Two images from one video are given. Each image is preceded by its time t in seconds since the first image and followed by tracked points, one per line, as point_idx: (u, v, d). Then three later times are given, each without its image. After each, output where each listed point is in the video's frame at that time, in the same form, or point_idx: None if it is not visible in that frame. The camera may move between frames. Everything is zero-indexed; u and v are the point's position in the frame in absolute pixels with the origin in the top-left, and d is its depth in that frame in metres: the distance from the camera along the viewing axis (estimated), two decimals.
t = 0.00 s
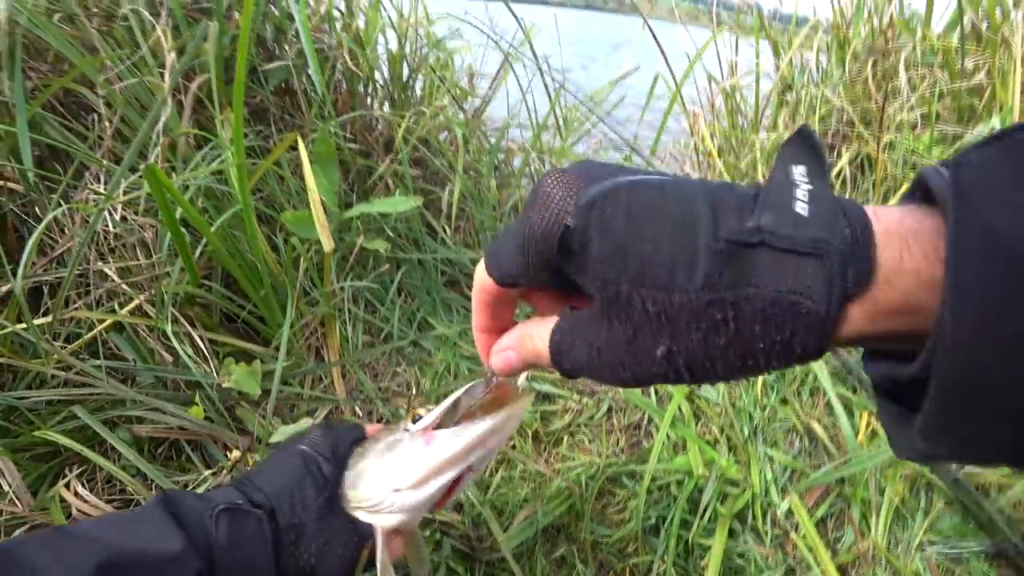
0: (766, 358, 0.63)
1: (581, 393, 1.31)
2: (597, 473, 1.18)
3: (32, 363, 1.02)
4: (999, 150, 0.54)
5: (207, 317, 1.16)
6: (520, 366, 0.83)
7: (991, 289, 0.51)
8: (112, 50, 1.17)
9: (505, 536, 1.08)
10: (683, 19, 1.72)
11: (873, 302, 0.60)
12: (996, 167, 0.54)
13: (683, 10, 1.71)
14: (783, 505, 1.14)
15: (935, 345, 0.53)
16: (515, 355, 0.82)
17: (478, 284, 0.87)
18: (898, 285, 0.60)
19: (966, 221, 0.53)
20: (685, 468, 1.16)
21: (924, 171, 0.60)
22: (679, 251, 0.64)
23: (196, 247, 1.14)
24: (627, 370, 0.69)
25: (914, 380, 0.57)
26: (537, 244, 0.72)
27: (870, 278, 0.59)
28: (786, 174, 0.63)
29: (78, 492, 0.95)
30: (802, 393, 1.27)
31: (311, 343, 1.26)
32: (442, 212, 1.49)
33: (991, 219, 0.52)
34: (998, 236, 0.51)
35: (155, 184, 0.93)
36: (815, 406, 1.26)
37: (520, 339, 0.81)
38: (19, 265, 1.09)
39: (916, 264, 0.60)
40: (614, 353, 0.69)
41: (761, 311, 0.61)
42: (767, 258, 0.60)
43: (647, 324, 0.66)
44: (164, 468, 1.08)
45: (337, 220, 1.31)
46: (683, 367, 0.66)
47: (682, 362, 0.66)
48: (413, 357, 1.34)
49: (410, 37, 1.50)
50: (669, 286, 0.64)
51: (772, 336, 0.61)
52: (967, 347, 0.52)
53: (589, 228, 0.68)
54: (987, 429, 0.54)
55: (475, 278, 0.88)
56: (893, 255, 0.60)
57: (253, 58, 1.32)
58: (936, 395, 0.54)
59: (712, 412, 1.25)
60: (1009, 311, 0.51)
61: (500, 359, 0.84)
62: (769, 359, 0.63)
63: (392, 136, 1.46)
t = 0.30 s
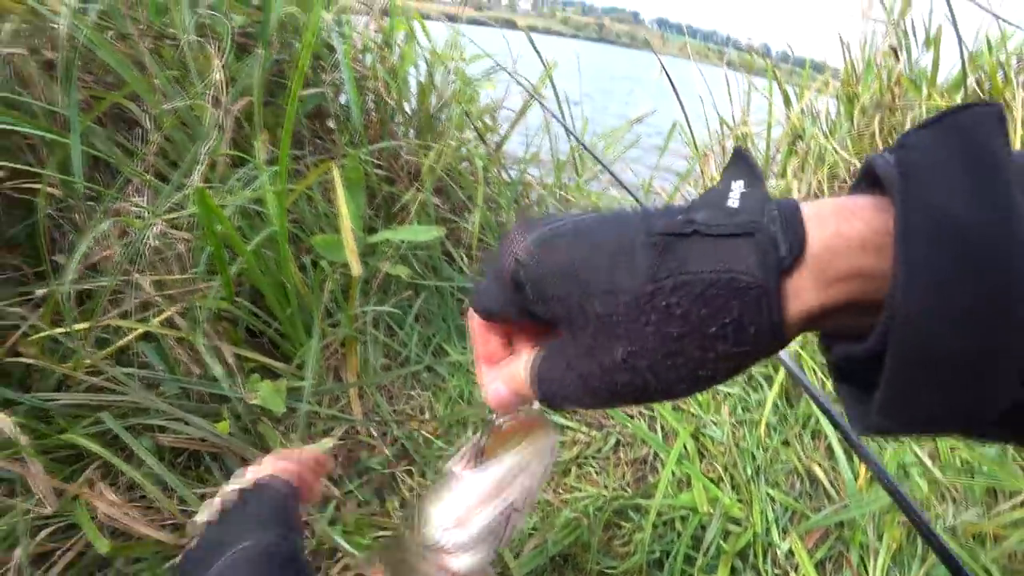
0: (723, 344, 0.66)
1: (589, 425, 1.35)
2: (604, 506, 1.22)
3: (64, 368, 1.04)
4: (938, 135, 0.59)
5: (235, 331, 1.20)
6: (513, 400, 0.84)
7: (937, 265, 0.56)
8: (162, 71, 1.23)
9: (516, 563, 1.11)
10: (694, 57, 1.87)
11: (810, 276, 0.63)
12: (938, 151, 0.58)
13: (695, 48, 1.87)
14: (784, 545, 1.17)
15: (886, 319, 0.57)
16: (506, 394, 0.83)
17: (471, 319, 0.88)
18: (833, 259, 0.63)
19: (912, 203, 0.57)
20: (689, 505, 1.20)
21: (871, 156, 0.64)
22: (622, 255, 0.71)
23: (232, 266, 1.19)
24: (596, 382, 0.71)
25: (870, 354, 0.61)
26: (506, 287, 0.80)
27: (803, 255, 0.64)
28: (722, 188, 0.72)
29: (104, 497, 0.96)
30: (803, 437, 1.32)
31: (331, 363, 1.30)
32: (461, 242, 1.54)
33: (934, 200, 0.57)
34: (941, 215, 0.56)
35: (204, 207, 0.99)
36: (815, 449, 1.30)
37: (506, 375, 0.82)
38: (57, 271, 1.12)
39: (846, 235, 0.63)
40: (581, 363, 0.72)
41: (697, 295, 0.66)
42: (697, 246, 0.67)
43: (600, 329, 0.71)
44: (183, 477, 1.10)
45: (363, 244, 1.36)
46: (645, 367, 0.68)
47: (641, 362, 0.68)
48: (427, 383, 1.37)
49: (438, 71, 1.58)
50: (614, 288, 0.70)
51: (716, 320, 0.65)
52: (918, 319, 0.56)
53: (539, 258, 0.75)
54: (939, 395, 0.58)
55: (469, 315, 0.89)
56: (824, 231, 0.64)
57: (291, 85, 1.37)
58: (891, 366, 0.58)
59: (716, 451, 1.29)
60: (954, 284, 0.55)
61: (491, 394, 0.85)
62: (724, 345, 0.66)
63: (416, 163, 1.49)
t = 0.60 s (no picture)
0: (715, 292, 0.67)
1: (610, 451, 1.37)
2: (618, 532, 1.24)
3: (125, 340, 1.10)
4: (920, 92, 0.57)
5: (282, 324, 1.26)
6: (522, 405, 0.88)
7: (925, 223, 0.54)
8: (242, 77, 1.29)
9: None
10: (741, 98, 1.89)
11: (790, 220, 0.65)
12: (920, 108, 0.56)
13: (743, 89, 1.89)
14: None
15: (877, 279, 0.55)
16: (516, 397, 0.87)
17: (480, 336, 0.96)
18: (814, 201, 0.65)
19: (899, 161, 0.55)
20: (704, 539, 1.21)
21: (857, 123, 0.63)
22: (613, 228, 0.76)
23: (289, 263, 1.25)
24: (595, 348, 0.73)
25: (860, 314, 0.60)
26: (509, 282, 0.85)
27: (782, 199, 0.66)
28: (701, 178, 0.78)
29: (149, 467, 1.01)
30: (824, 486, 1.32)
31: (366, 365, 1.35)
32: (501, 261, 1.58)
33: (920, 158, 0.54)
34: (925, 175, 0.54)
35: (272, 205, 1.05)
36: (835, 498, 1.31)
37: (513, 378, 0.87)
38: (126, 250, 1.19)
39: (827, 178, 0.66)
40: (580, 333, 0.74)
41: (685, 247, 0.68)
42: (682, 207, 0.71)
43: (597, 296, 0.74)
44: (219, 457, 1.16)
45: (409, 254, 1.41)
46: (639, 325, 0.70)
47: (637, 321, 0.70)
48: (456, 393, 1.40)
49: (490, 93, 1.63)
50: (605, 255, 0.74)
51: (706, 267, 0.66)
52: (907, 277, 0.54)
53: (536, 245, 0.81)
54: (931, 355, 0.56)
55: (478, 334, 0.97)
56: (801, 180, 0.67)
57: (357, 96, 1.44)
58: (879, 325, 0.57)
59: (735, 489, 1.29)
60: (945, 242, 0.53)
61: (501, 403, 0.89)
62: (717, 293, 0.67)
63: (464, 182, 1.55)
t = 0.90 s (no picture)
0: (709, 308, 0.70)
1: (619, 474, 1.36)
2: (625, 556, 1.22)
3: (145, 336, 1.12)
4: (905, 137, 0.63)
5: (298, 329, 1.27)
6: (516, 429, 0.87)
7: (900, 256, 0.59)
8: (276, 85, 1.32)
9: None
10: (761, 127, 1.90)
11: (777, 245, 0.69)
12: (903, 151, 0.62)
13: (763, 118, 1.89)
14: None
15: (855, 304, 0.60)
16: (510, 420, 0.87)
17: (479, 360, 0.96)
18: (801, 228, 0.69)
19: (878, 200, 0.61)
20: (711, 568, 1.19)
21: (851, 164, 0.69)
22: (612, 249, 0.80)
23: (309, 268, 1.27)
24: (590, 363, 0.76)
25: (840, 342, 0.64)
26: (510, 301, 0.87)
27: (772, 227, 0.71)
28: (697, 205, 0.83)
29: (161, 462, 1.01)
30: (835, 521, 1.30)
31: (379, 375, 1.36)
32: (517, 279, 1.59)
33: (899, 197, 0.60)
34: (903, 212, 0.59)
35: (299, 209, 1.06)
36: (847, 534, 1.29)
37: (508, 400, 0.86)
38: (152, 248, 1.21)
39: (815, 207, 0.70)
40: (575, 349, 0.78)
41: (680, 265, 0.72)
42: (678, 229, 0.76)
43: (594, 311, 0.78)
44: (229, 458, 1.16)
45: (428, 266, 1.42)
46: (635, 340, 0.73)
47: (633, 336, 0.73)
48: (467, 408, 1.40)
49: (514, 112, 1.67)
50: (604, 273, 0.78)
51: (700, 284, 0.70)
52: (880, 305, 0.59)
53: (538, 263, 0.85)
54: (904, 380, 0.60)
55: (477, 358, 0.97)
56: (789, 212, 0.71)
57: (385, 111, 1.47)
58: (855, 348, 0.61)
59: (744, 519, 1.27)
60: (916, 275, 0.58)
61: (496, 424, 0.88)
62: (710, 310, 0.70)
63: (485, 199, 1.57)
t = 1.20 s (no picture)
0: (717, 319, 0.68)
1: (630, 487, 1.33)
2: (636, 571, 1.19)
3: (154, 342, 1.11)
4: (918, 148, 0.61)
5: (307, 337, 1.27)
6: (513, 444, 0.85)
7: (913, 269, 0.57)
8: (288, 94, 1.33)
9: None
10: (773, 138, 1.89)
11: (786, 252, 0.69)
12: (917, 163, 0.60)
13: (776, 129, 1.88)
14: None
15: (868, 318, 0.58)
16: (507, 435, 0.84)
17: (479, 370, 0.95)
18: (812, 238, 0.69)
19: (892, 211, 0.59)
20: None
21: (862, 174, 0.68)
22: (617, 257, 0.79)
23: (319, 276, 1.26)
24: (592, 373, 0.74)
25: (851, 358, 0.62)
26: (510, 307, 0.85)
27: (782, 236, 0.70)
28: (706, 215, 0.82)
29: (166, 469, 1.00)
30: (852, 537, 1.27)
31: (388, 384, 1.35)
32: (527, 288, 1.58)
33: (913, 209, 0.59)
34: (919, 225, 0.58)
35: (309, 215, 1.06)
36: (864, 551, 1.26)
37: (505, 414, 0.84)
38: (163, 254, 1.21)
39: (826, 217, 0.71)
40: (576, 359, 0.76)
41: (687, 274, 0.71)
42: (686, 237, 0.75)
43: (596, 319, 0.76)
44: (235, 466, 1.15)
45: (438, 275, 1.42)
46: (638, 350, 0.71)
47: (636, 346, 0.71)
48: (476, 418, 1.39)
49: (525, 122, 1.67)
50: (608, 281, 0.77)
51: (708, 294, 0.69)
52: (895, 319, 0.57)
53: (540, 269, 0.84)
54: (920, 397, 0.58)
55: (476, 369, 0.96)
56: (800, 223, 0.71)
57: (396, 120, 1.48)
58: (868, 363, 0.59)
59: (758, 534, 1.24)
60: (931, 288, 0.57)
61: (492, 438, 0.86)
62: (718, 320, 0.68)
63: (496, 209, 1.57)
